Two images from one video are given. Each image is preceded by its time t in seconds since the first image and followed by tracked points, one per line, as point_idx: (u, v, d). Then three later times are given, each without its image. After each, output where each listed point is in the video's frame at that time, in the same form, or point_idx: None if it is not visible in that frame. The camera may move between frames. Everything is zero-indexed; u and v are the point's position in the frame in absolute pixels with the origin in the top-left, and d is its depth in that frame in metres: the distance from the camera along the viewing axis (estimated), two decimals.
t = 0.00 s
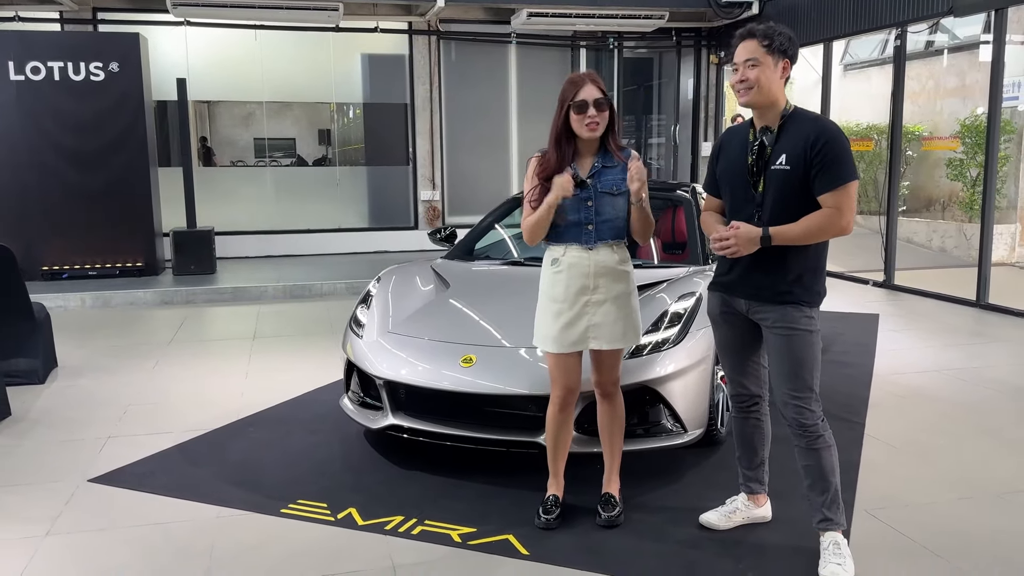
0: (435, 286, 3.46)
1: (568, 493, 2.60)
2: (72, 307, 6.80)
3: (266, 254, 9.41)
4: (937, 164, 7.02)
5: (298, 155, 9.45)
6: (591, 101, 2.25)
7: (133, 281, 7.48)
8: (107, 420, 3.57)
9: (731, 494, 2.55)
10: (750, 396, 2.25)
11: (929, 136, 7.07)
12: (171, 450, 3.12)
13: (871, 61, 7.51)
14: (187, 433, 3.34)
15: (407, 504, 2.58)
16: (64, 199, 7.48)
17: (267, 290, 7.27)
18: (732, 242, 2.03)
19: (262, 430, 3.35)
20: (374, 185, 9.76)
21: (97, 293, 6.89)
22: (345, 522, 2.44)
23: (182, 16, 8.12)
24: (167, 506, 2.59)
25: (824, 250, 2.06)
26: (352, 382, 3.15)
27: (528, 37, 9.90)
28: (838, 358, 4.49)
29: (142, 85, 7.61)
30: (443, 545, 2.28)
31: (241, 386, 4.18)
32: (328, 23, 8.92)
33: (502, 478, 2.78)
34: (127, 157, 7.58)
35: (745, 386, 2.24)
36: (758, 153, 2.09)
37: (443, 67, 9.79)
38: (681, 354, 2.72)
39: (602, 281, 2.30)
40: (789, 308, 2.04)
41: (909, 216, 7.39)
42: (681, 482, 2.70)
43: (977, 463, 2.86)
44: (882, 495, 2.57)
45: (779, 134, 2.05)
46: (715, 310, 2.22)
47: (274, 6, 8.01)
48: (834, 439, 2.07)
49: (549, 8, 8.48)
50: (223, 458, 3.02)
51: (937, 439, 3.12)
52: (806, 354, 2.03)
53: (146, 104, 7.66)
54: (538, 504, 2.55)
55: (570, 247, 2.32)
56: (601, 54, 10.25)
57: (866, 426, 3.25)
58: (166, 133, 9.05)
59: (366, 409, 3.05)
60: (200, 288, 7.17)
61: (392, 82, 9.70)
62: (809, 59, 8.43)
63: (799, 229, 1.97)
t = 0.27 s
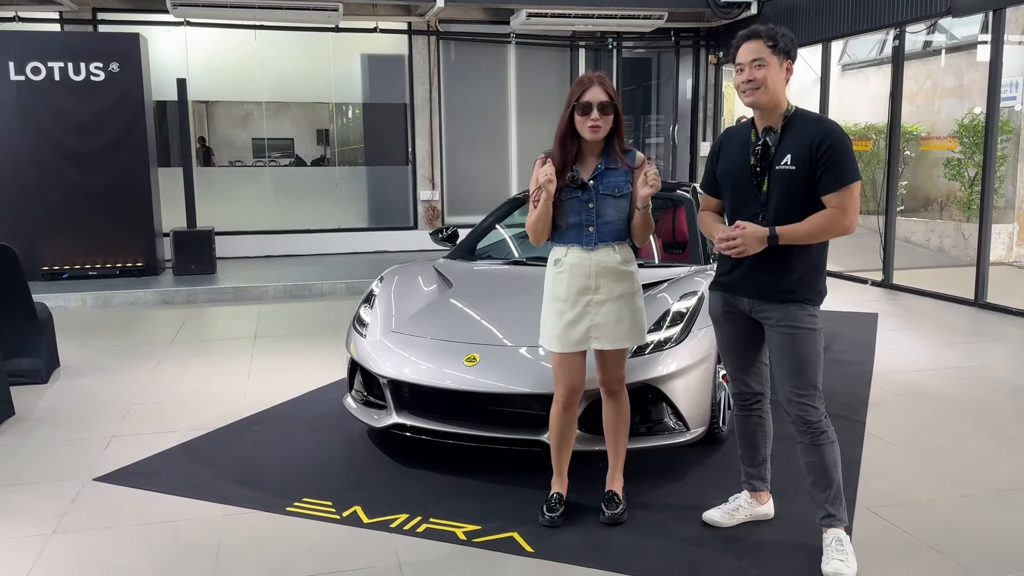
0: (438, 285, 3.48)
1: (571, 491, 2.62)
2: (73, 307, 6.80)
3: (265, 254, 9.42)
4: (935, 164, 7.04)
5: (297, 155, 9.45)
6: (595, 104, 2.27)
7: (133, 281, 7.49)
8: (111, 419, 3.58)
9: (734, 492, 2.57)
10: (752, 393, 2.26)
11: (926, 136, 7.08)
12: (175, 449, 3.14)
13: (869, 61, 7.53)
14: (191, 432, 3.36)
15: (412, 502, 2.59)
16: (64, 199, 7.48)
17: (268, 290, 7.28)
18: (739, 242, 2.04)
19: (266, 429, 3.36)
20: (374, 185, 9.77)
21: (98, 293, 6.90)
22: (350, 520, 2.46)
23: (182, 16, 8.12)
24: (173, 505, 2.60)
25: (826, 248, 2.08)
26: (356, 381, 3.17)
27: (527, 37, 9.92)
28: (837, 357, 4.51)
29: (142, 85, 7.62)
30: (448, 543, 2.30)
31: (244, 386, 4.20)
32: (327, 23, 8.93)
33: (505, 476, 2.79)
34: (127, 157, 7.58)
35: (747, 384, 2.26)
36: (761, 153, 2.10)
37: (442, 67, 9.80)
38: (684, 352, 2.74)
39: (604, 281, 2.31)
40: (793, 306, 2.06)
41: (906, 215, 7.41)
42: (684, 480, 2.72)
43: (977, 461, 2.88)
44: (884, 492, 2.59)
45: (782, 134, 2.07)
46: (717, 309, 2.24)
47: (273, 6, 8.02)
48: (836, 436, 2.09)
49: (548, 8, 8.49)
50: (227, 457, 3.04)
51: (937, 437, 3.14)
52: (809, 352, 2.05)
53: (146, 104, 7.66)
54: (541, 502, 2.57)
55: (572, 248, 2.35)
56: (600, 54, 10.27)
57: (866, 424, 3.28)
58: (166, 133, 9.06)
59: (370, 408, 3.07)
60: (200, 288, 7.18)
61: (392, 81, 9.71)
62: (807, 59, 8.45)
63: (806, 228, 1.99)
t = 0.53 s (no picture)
0: (439, 285, 3.49)
1: (573, 490, 2.63)
2: (72, 307, 6.80)
3: (264, 254, 9.42)
4: (933, 164, 7.06)
5: (295, 155, 9.45)
6: (597, 104, 2.29)
7: (133, 281, 7.49)
8: (112, 419, 3.58)
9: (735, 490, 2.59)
10: (754, 393, 2.28)
11: (924, 135, 7.10)
12: (177, 448, 3.15)
13: (867, 62, 7.55)
14: (193, 431, 3.37)
15: (414, 501, 2.61)
16: (63, 199, 7.48)
17: (267, 290, 7.29)
18: (748, 242, 2.03)
19: (267, 429, 3.37)
20: (373, 185, 9.77)
21: (97, 293, 6.90)
22: (353, 518, 2.47)
23: (181, 16, 8.12)
24: (177, 504, 2.61)
25: (829, 247, 2.10)
26: (357, 381, 3.18)
27: (526, 37, 9.94)
28: (836, 357, 4.52)
29: (141, 85, 7.62)
30: (451, 541, 2.31)
31: (244, 386, 4.20)
32: (326, 23, 8.93)
33: (507, 474, 2.81)
34: (127, 157, 7.58)
35: (749, 384, 2.27)
36: (765, 153, 2.11)
37: (441, 67, 9.81)
38: (684, 352, 2.75)
39: (607, 280, 2.32)
40: (796, 305, 2.07)
41: (904, 215, 7.42)
42: (685, 479, 2.73)
43: (976, 460, 2.90)
44: (885, 491, 2.60)
45: (785, 134, 2.08)
46: (721, 308, 2.24)
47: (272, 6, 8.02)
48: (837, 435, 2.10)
49: (547, 8, 8.50)
50: (229, 457, 3.05)
51: (936, 436, 3.16)
52: (811, 351, 2.06)
53: (146, 104, 7.66)
54: (543, 501, 2.58)
55: (575, 247, 2.36)
56: (598, 54, 10.28)
57: (865, 423, 3.29)
58: (165, 134, 9.06)
59: (371, 407, 3.08)
60: (200, 288, 7.18)
61: (390, 82, 9.72)
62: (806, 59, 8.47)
63: (812, 227, 2.00)
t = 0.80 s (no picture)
0: (440, 285, 3.50)
1: (574, 489, 2.64)
2: (71, 307, 6.79)
3: (262, 254, 9.41)
4: (930, 164, 7.08)
5: (292, 155, 9.44)
6: (598, 103, 2.30)
7: (131, 281, 7.48)
8: (113, 419, 3.59)
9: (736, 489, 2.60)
10: (757, 392, 2.29)
11: (922, 136, 7.12)
12: (179, 448, 3.15)
13: (865, 62, 7.57)
14: (194, 431, 3.37)
15: (416, 500, 2.62)
16: (61, 199, 7.47)
17: (266, 290, 7.29)
18: (753, 242, 2.04)
19: (269, 428, 3.38)
20: (371, 185, 9.77)
21: (96, 293, 6.90)
22: (356, 517, 2.48)
23: (180, 16, 8.12)
24: (179, 503, 2.62)
25: (832, 247, 2.11)
26: (358, 380, 3.19)
27: (524, 37, 9.95)
28: (835, 356, 4.54)
29: (140, 85, 7.62)
30: (453, 540, 2.32)
31: (244, 386, 4.21)
32: (324, 23, 8.93)
33: (508, 474, 2.82)
34: (125, 157, 7.58)
35: (752, 383, 2.28)
36: (768, 153, 2.12)
37: (439, 67, 9.81)
38: (685, 351, 2.76)
39: (612, 280, 2.34)
40: (799, 305, 2.08)
41: (902, 215, 7.43)
42: (686, 478, 2.74)
43: (975, 458, 2.92)
44: (885, 490, 2.62)
45: (789, 133, 2.10)
46: (724, 307, 2.26)
47: (271, 6, 8.03)
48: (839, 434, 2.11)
49: (545, 8, 8.51)
50: (231, 456, 3.05)
51: (935, 435, 3.18)
52: (814, 350, 2.07)
53: (144, 104, 7.66)
54: (545, 500, 2.59)
55: (579, 247, 2.37)
56: (596, 54, 10.29)
57: (865, 422, 3.31)
58: (163, 133, 9.05)
59: (372, 407, 3.09)
60: (199, 288, 7.18)
61: (389, 82, 9.72)
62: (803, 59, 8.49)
63: (817, 226, 2.01)
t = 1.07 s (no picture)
0: (441, 285, 3.50)
1: (577, 489, 2.65)
2: (70, 307, 6.79)
3: (261, 254, 9.41)
4: (927, 164, 7.10)
5: (289, 155, 9.42)
6: (602, 98, 2.30)
7: (130, 281, 7.48)
8: (114, 420, 3.59)
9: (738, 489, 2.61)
10: (759, 392, 2.30)
11: (919, 136, 7.12)
12: (180, 448, 3.15)
13: (862, 62, 7.59)
14: (195, 431, 3.37)
15: (419, 500, 2.62)
16: (59, 200, 7.46)
17: (265, 290, 7.29)
18: (757, 243, 2.05)
19: (270, 429, 3.38)
20: (369, 185, 9.77)
21: (94, 293, 6.89)
22: (358, 517, 2.48)
23: (178, 16, 8.12)
24: (181, 504, 2.62)
25: (835, 247, 2.12)
26: (360, 380, 3.19)
27: (522, 38, 9.96)
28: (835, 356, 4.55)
29: (139, 86, 7.62)
30: (456, 540, 2.32)
31: (245, 386, 4.21)
32: (323, 24, 8.93)
33: (509, 474, 2.82)
34: (124, 158, 7.57)
35: (755, 383, 2.29)
36: (771, 154, 2.13)
37: (438, 68, 9.82)
38: (687, 351, 2.77)
39: (618, 279, 2.34)
40: (803, 305, 2.09)
41: (899, 215, 7.45)
42: (688, 478, 2.75)
43: (976, 457, 2.93)
44: (886, 489, 2.63)
45: (791, 134, 2.10)
46: (728, 308, 2.27)
47: (269, 6, 8.03)
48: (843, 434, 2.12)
49: (543, 9, 8.52)
50: (232, 456, 3.05)
51: (936, 434, 3.19)
52: (819, 350, 2.08)
53: (142, 104, 7.65)
54: (547, 500, 2.60)
55: (584, 246, 2.37)
56: (595, 55, 10.30)
57: (865, 422, 3.32)
58: (161, 133, 9.04)
59: (374, 407, 3.09)
60: (198, 288, 7.18)
61: (387, 83, 9.72)
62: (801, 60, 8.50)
63: (820, 226, 2.02)
